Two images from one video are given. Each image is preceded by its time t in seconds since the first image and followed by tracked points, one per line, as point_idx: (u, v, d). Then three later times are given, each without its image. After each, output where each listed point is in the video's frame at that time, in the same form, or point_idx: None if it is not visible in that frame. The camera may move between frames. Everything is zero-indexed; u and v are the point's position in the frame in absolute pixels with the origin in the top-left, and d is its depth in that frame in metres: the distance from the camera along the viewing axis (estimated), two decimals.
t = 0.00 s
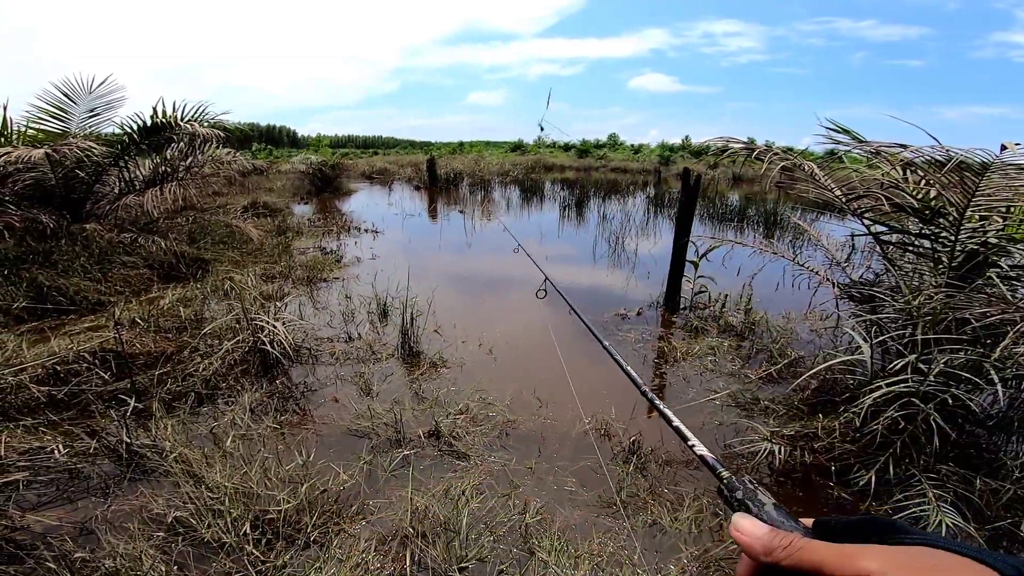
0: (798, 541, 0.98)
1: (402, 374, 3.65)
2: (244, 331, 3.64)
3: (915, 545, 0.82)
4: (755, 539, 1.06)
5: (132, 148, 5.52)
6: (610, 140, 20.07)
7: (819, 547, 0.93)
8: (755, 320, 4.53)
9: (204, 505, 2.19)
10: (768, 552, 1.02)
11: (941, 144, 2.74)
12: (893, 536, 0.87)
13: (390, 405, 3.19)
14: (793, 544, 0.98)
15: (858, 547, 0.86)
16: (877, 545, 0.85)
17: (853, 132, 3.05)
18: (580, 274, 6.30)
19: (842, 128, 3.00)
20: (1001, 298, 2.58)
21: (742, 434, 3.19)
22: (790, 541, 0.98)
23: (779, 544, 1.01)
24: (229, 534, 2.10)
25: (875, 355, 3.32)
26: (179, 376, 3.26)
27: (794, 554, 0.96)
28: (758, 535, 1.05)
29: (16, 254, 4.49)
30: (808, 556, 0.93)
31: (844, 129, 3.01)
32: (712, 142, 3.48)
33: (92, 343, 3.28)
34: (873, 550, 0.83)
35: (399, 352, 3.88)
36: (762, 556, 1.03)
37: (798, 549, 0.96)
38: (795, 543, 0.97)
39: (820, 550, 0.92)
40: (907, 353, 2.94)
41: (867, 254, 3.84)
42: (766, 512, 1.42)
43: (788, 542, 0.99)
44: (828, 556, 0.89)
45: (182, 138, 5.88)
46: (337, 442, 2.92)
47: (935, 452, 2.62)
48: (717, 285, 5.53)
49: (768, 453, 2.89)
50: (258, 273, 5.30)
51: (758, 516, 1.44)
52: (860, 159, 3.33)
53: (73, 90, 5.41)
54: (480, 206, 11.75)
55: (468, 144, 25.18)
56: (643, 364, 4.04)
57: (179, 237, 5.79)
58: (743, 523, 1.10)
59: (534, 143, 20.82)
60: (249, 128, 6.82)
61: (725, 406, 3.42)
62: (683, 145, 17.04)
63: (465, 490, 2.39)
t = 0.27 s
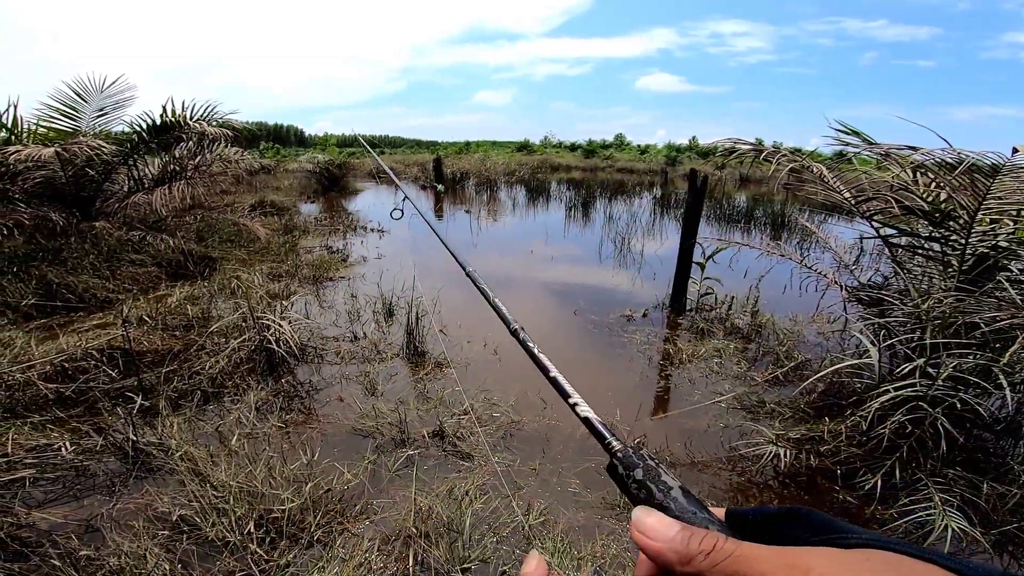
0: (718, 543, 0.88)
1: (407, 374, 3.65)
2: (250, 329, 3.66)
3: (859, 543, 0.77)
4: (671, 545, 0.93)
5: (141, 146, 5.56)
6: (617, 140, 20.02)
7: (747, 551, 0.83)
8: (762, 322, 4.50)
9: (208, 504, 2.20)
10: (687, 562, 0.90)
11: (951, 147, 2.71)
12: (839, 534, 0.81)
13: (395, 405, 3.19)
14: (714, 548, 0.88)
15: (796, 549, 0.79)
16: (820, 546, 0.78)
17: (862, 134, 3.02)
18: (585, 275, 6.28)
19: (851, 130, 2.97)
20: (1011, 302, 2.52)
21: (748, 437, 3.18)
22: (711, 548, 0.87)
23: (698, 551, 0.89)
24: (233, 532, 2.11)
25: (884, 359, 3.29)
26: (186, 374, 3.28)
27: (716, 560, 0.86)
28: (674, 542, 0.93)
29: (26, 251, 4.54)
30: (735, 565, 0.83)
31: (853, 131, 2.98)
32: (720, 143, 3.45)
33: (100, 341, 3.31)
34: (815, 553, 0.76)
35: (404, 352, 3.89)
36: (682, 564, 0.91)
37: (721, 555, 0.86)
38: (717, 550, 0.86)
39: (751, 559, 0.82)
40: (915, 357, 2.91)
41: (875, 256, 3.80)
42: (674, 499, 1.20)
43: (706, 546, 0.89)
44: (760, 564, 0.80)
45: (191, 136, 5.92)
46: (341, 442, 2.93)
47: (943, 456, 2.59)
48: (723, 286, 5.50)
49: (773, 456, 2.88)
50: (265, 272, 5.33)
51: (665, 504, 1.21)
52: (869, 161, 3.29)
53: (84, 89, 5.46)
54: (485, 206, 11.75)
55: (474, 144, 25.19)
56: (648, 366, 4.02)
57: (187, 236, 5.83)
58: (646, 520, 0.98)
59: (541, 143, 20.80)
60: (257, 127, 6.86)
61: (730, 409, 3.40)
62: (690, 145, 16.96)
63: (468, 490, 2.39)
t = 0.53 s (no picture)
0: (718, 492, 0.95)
1: (416, 375, 3.65)
2: (260, 330, 3.67)
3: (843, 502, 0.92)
4: (670, 494, 0.99)
5: (152, 147, 5.60)
6: (623, 142, 20.01)
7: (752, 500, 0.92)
8: (772, 325, 4.47)
9: (220, 504, 2.20)
10: (688, 509, 0.96)
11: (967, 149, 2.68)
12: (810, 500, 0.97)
13: (404, 406, 3.19)
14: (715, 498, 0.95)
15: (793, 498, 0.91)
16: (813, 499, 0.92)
17: (876, 136, 2.99)
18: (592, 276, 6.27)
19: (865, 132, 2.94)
20: None
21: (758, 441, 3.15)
22: (716, 498, 0.93)
23: (699, 499, 0.96)
24: (244, 533, 2.10)
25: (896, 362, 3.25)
26: (196, 374, 3.28)
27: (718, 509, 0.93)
28: (675, 492, 0.98)
29: (39, 251, 4.57)
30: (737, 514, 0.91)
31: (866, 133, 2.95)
32: (730, 144, 3.43)
33: (112, 340, 3.32)
34: (813, 503, 0.88)
35: (412, 353, 3.89)
36: (679, 513, 0.97)
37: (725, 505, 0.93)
38: (722, 500, 0.93)
39: (754, 506, 0.90)
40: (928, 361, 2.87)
41: (887, 259, 3.76)
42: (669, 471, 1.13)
43: (706, 495, 0.96)
44: (762, 511, 0.89)
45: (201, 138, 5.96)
46: (351, 442, 2.93)
47: (957, 460, 2.55)
48: (732, 289, 5.46)
49: (785, 459, 2.84)
50: (274, 272, 5.35)
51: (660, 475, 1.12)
52: (882, 162, 3.26)
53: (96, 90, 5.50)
54: (492, 207, 11.76)
55: (481, 146, 25.20)
56: (657, 368, 4.00)
57: (197, 236, 5.86)
58: (645, 477, 1.03)
59: (547, 145, 20.81)
60: (267, 129, 6.89)
61: (740, 412, 3.38)
62: (698, 147, 16.91)
63: (479, 491, 2.38)
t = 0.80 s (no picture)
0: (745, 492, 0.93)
1: (421, 376, 3.65)
2: (266, 330, 3.68)
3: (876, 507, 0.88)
4: (694, 492, 0.96)
5: (161, 148, 5.65)
6: (629, 143, 19.96)
7: (780, 500, 0.89)
8: (779, 327, 4.43)
9: (225, 505, 2.20)
10: (715, 508, 0.92)
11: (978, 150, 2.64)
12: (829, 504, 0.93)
13: (409, 407, 3.19)
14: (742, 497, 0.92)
15: (825, 500, 0.88)
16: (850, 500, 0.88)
17: (885, 138, 2.96)
18: (598, 278, 6.25)
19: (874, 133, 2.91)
20: None
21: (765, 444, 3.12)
22: (744, 495, 0.91)
23: (727, 498, 0.93)
24: (248, 534, 2.10)
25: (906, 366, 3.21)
26: (202, 374, 3.30)
27: (745, 508, 0.90)
28: (701, 489, 0.96)
29: (49, 251, 4.62)
30: (766, 512, 0.88)
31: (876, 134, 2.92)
32: (738, 145, 3.41)
33: (119, 340, 3.35)
34: (848, 502, 0.85)
35: (417, 354, 3.89)
36: (705, 510, 0.93)
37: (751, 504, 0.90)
38: (751, 499, 0.90)
39: (782, 505, 0.88)
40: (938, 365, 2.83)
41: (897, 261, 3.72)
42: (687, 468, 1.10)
43: (733, 494, 0.93)
44: (792, 510, 0.87)
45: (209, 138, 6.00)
46: (355, 443, 2.93)
47: (966, 464, 2.51)
48: (739, 291, 5.42)
49: (792, 463, 2.82)
50: (280, 273, 5.37)
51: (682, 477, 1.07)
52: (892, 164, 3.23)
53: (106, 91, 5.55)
54: (498, 208, 11.76)
55: (487, 146, 25.22)
56: (663, 370, 3.98)
57: (205, 236, 5.90)
58: (671, 475, 1.02)
59: (554, 146, 20.79)
60: (274, 129, 6.93)
61: (747, 415, 3.35)
62: (704, 149, 16.84)
63: (483, 494, 2.38)
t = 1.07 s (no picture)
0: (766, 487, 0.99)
1: (413, 381, 3.63)
2: (256, 334, 3.65)
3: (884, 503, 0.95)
4: (716, 483, 1.00)
5: (149, 150, 5.60)
6: (621, 146, 20.05)
7: (801, 496, 0.96)
8: (770, 329, 4.46)
9: (214, 510, 2.18)
10: (737, 500, 0.98)
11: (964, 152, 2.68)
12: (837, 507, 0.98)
13: (400, 411, 3.17)
14: (763, 491, 0.99)
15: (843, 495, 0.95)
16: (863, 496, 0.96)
17: (873, 140, 2.99)
18: (591, 281, 6.26)
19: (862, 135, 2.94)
20: None
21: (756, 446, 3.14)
22: (768, 491, 0.97)
23: (749, 492, 0.98)
24: (238, 539, 2.08)
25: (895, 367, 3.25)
26: (192, 379, 3.27)
27: (769, 500, 0.97)
28: (725, 481, 1.00)
29: (35, 255, 4.56)
30: (791, 506, 0.95)
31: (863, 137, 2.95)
32: (728, 148, 3.43)
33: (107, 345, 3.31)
34: (868, 496, 0.93)
35: (409, 358, 3.87)
36: (726, 502, 0.98)
37: (775, 497, 0.97)
38: (774, 494, 0.97)
39: (804, 500, 0.95)
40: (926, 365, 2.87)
41: (885, 263, 3.76)
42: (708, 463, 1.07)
43: (754, 487, 1.00)
44: (813, 505, 0.94)
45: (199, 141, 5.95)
46: (347, 448, 2.91)
47: (956, 464, 2.54)
48: (730, 294, 5.45)
49: (783, 464, 2.84)
50: (271, 276, 5.33)
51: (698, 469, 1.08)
52: (880, 166, 3.27)
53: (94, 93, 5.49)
54: (490, 212, 11.76)
55: (479, 149, 25.24)
56: (655, 373, 3.99)
57: (194, 240, 5.85)
58: (695, 467, 1.04)
59: (546, 149, 20.85)
60: (265, 132, 6.89)
61: (738, 417, 3.37)
62: (696, 152, 16.95)
63: (476, 497, 2.37)
